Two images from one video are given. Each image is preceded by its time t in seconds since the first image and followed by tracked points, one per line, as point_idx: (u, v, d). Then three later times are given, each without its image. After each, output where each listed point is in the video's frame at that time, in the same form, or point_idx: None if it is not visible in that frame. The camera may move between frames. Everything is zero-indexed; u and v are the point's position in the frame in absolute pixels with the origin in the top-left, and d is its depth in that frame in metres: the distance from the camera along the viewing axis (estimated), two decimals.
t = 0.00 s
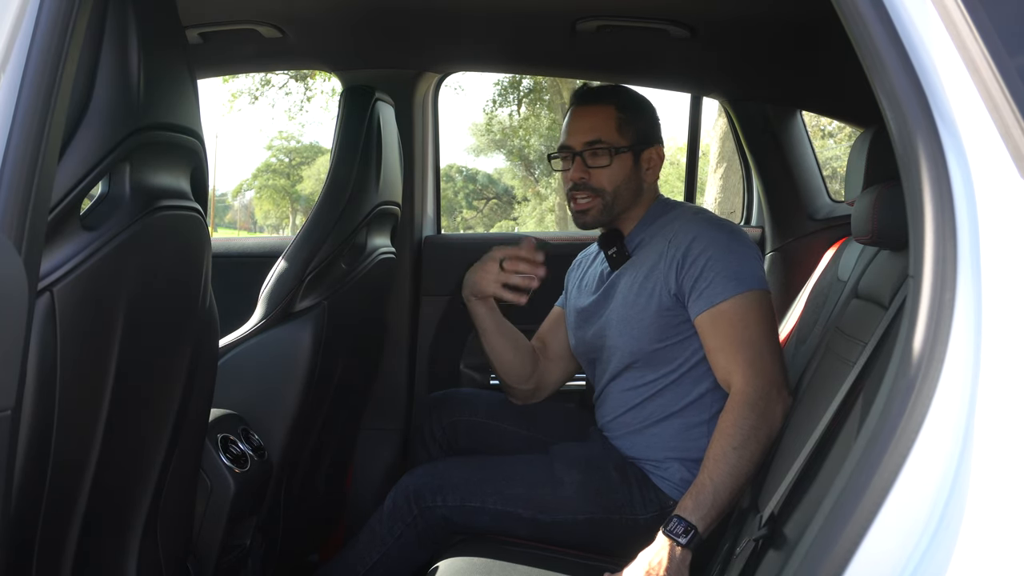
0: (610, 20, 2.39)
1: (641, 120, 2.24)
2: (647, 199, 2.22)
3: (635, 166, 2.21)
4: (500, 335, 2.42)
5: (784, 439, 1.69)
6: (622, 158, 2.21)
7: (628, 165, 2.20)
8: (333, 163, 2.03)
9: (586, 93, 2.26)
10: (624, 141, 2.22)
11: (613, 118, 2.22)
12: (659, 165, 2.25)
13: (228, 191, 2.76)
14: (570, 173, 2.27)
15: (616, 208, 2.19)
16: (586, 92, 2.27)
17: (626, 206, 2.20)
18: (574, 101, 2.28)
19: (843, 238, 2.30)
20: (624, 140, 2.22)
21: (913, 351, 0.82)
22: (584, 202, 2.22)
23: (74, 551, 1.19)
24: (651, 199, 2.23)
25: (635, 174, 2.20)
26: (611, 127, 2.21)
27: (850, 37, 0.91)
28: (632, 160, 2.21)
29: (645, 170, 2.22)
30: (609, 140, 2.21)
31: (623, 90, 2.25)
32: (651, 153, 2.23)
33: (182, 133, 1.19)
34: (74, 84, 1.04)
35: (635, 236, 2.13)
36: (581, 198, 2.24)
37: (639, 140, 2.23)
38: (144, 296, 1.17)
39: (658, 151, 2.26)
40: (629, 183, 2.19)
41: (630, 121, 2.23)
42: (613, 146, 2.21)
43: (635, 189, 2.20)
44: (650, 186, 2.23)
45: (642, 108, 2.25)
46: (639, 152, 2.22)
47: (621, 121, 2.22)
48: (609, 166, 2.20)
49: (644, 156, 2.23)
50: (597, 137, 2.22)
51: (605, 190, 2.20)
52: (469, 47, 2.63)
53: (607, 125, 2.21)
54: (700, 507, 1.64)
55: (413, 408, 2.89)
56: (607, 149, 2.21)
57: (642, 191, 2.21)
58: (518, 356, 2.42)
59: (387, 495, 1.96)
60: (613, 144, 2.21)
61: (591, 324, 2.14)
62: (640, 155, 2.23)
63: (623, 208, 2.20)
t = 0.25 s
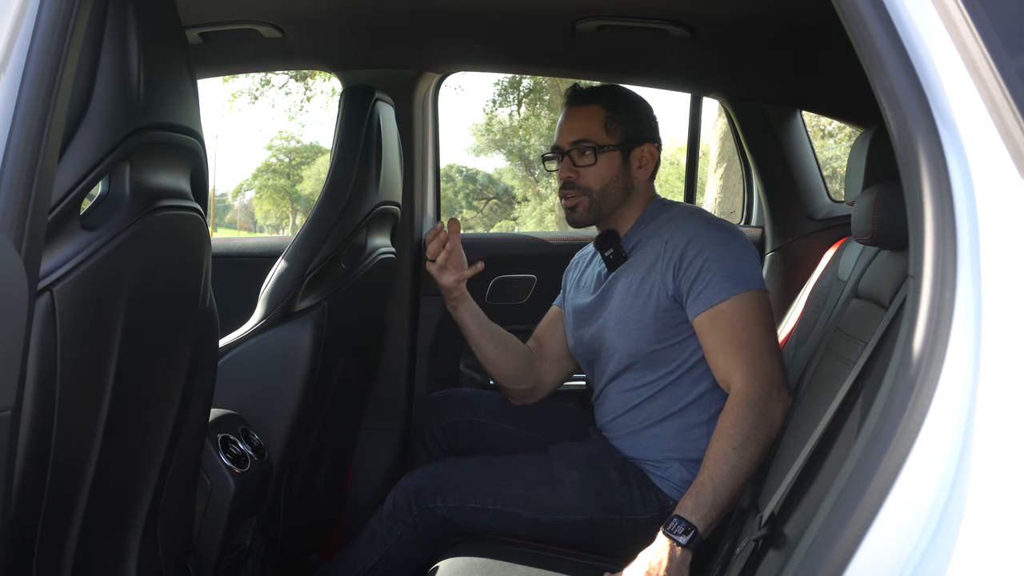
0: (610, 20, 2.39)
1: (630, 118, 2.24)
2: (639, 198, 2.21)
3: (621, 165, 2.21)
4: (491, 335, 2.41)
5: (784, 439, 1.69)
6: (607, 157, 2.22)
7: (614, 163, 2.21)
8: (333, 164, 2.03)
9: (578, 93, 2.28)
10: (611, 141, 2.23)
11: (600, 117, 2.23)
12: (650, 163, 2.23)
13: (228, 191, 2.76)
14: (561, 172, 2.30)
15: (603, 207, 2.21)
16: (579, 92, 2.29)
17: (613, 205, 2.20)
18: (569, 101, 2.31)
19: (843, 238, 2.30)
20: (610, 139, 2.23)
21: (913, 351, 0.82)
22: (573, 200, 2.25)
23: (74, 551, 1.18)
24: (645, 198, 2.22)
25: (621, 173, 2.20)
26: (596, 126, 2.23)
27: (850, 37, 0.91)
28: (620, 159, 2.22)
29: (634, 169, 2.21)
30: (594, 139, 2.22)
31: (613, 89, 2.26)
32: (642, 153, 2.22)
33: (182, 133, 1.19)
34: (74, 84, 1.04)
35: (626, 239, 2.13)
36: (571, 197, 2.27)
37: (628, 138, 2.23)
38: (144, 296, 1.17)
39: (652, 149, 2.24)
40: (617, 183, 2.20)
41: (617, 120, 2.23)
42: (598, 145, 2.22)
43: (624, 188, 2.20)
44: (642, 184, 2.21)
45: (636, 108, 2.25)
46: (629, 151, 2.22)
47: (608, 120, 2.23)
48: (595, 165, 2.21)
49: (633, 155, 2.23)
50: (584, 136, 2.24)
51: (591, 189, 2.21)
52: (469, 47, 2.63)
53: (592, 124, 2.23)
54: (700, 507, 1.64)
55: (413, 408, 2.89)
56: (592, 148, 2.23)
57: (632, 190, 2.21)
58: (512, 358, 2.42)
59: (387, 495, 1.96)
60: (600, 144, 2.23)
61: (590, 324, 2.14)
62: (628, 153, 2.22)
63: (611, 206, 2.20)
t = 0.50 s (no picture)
0: (611, 20, 2.39)
1: (628, 120, 2.24)
2: (636, 199, 2.21)
3: (620, 166, 2.21)
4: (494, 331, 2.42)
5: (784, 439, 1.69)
6: (605, 158, 2.21)
7: (612, 164, 2.20)
8: (333, 164, 2.03)
9: (576, 94, 2.28)
10: (610, 142, 2.22)
11: (599, 118, 2.23)
12: (648, 165, 2.23)
13: (228, 191, 2.76)
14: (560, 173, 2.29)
15: (601, 207, 2.20)
16: (579, 93, 2.29)
17: (612, 206, 2.20)
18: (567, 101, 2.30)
19: (843, 238, 2.30)
20: (608, 140, 2.22)
21: (913, 351, 0.82)
22: (570, 200, 2.25)
23: (75, 551, 1.19)
24: (641, 199, 2.22)
25: (620, 174, 2.20)
26: (595, 127, 2.23)
27: (850, 37, 0.91)
28: (618, 160, 2.21)
29: (633, 171, 2.21)
30: (592, 140, 2.22)
31: (610, 90, 2.25)
32: (640, 154, 2.22)
33: (182, 133, 1.19)
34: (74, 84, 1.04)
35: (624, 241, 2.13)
36: (569, 197, 2.26)
37: (626, 140, 2.23)
38: (144, 296, 1.16)
39: (649, 151, 2.24)
40: (616, 183, 2.20)
41: (615, 121, 2.23)
42: (596, 146, 2.22)
43: (622, 190, 2.20)
44: (640, 185, 2.21)
45: (633, 109, 2.26)
46: (627, 152, 2.22)
47: (607, 121, 2.23)
48: (593, 166, 2.21)
49: (632, 156, 2.22)
50: (583, 137, 2.24)
51: (589, 190, 2.21)
52: (469, 47, 2.63)
53: (590, 125, 2.23)
54: (700, 507, 1.64)
55: (413, 408, 2.89)
56: (591, 149, 2.22)
57: (630, 192, 2.21)
58: (513, 357, 2.43)
59: (387, 495, 1.96)
60: (599, 145, 2.22)
61: (590, 324, 2.14)
62: (626, 155, 2.22)
63: (609, 208, 2.20)
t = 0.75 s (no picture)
0: (611, 20, 2.39)
1: (643, 119, 2.28)
2: (647, 198, 2.23)
3: (642, 161, 2.23)
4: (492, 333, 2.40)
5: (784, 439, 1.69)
6: (629, 151, 2.23)
7: (637, 157, 2.22)
8: (333, 163, 2.03)
9: (589, 92, 2.29)
10: (632, 136, 2.25)
11: (621, 113, 2.24)
12: (658, 165, 2.28)
13: (228, 191, 2.76)
14: (576, 168, 2.27)
15: (628, 199, 2.19)
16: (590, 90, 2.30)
17: (633, 201, 2.20)
18: (574, 100, 2.30)
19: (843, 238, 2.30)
20: (632, 135, 2.25)
21: (913, 351, 0.82)
22: (594, 192, 2.21)
23: (75, 550, 1.19)
24: (650, 198, 2.24)
25: (642, 169, 2.22)
26: (619, 121, 2.24)
27: (850, 37, 0.91)
28: (641, 154, 2.24)
29: (649, 168, 2.25)
30: (618, 133, 2.23)
31: (622, 90, 2.28)
32: (654, 153, 2.27)
33: (182, 133, 1.19)
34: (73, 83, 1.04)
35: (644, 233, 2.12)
36: (590, 190, 2.23)
37: (643, 138, 2.27)
38: (144, 296, 1.16)
39: (658, 151, 2.29)
40: (640, 176, 2.21)
41: (635, 118, 2.26)
42: (622, 139, 2.23)
43: (644, 184, 2.22)
44: (652, 184, 2.24)
45: (641, 108, 2.29)
46: (646, 149, 2.25)
47: (630, 116, 2.25)
48: (620, 158, 2.21)
49: (647, 154, 2.25)
50: (606, 130, 2.24)
51: (616, 182, 2.20)
52: (469, 47, 2.63)
53: (614, 119, 2.24)
54: (700, 507, 1.64)
55: (413, 408, 2.89)
56: (617, 141, 2.23)
57: (646, 188, 2.23)
58: (512, 357, 2.42)
59: (387, 495, 1.96)
60: (623, 138, 2.24)
61: (591, 324, 2.14)
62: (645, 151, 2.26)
63: (632, 201, 2.20)
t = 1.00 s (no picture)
0: (611, 20, 2.39)
1: (643, 120, 2.27)
2: (645, 200, 2.23)
3: (640, 163, 2.22)
4: (490, 335, 2.41)
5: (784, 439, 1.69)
6: (627, 154, 2.22)
7: (634, 160, 2.22)
8: (333, 163, 2.03)
9: (588, 93, 2.29)
10: (630, 138, 2.24)
11: (619, 115, 2.24)
12: (657, 167, 2.27)
13: (228, 191, 2.76)
14: (574, 169, 2.27)
15: (622, 201, 2.19)
16: (589, 92, 2.30)
17: (630, 203, 2.20)
18: (573, 101, 2.30)
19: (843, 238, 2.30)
20: (629, 137, 2.24)
21: (913, 351, 0.82)
22: (589, 195, 2.21)
23: (75, 550, 1.19)
24: (649, 200, 2.24)
25: (640, 172, 2.22)
26: (617, 123, 2.24)
27: (850, 37, 0.91)
28: (638, 157, 2.23)
29: (647, 170, 2.24)
30: (616, 135, 2.23)
31: (621, 91, 2.28)
32: (653, 154, 2.26)
33: (182, 133, 1.19)
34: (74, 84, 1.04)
35: (641, 235, 2.12)
36: (586, 192, 2.23)
37: (642, 139, 2.26)
38: (144, 295, 1.16)
39: (657, 153, 2.28)
40: (636, 179, 2.20)
41: (634, 119, 2.26)
42: (620, 141, 2.23)
43: (640, 186, 2.21)
44: (650, 186, 2.24)
45: (642, 110, 2.28)
46: (644, 150, 2.25)
47: (628, 118, 2.25)
48: (616, 161, 2.21)
49: (646, 156, 2.25)
50: (604, 132, 2.24)
51: (612, 185, 2.20)
52: (469, 47, 2.63)
53: (612, 121, 2.24)
54: (700, 507, 1.64)
55: (413, 408, 2.89)
56: (614, 143, 2.23)
57: (645, 191, 2.22)
58: (511, 358, 2.43)
59: (387, 495, 1.96)
60: (621, 140, 2.24)
61: (592, 325, 2.14)
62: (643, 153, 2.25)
63: (628, 204, 2.20)
